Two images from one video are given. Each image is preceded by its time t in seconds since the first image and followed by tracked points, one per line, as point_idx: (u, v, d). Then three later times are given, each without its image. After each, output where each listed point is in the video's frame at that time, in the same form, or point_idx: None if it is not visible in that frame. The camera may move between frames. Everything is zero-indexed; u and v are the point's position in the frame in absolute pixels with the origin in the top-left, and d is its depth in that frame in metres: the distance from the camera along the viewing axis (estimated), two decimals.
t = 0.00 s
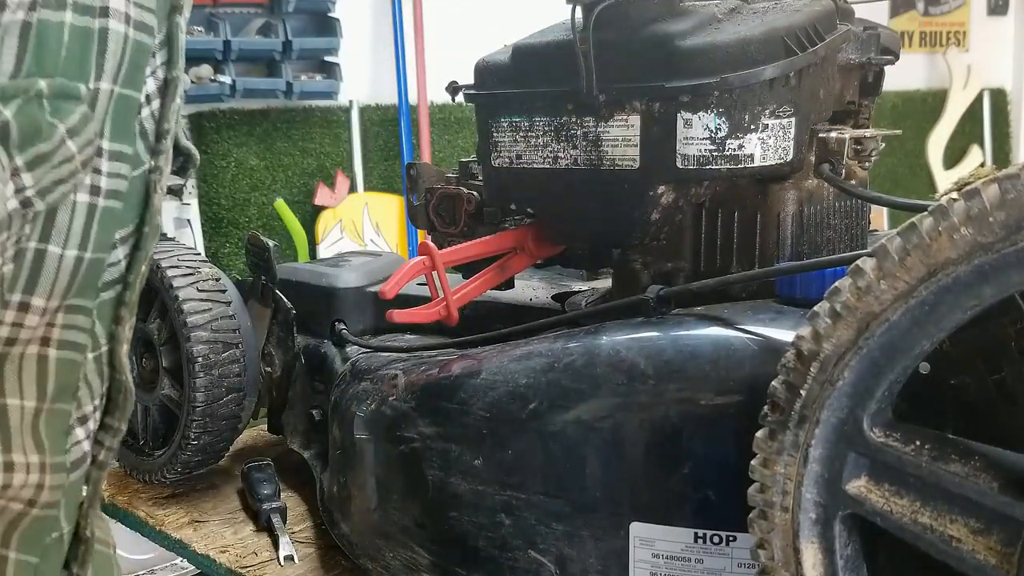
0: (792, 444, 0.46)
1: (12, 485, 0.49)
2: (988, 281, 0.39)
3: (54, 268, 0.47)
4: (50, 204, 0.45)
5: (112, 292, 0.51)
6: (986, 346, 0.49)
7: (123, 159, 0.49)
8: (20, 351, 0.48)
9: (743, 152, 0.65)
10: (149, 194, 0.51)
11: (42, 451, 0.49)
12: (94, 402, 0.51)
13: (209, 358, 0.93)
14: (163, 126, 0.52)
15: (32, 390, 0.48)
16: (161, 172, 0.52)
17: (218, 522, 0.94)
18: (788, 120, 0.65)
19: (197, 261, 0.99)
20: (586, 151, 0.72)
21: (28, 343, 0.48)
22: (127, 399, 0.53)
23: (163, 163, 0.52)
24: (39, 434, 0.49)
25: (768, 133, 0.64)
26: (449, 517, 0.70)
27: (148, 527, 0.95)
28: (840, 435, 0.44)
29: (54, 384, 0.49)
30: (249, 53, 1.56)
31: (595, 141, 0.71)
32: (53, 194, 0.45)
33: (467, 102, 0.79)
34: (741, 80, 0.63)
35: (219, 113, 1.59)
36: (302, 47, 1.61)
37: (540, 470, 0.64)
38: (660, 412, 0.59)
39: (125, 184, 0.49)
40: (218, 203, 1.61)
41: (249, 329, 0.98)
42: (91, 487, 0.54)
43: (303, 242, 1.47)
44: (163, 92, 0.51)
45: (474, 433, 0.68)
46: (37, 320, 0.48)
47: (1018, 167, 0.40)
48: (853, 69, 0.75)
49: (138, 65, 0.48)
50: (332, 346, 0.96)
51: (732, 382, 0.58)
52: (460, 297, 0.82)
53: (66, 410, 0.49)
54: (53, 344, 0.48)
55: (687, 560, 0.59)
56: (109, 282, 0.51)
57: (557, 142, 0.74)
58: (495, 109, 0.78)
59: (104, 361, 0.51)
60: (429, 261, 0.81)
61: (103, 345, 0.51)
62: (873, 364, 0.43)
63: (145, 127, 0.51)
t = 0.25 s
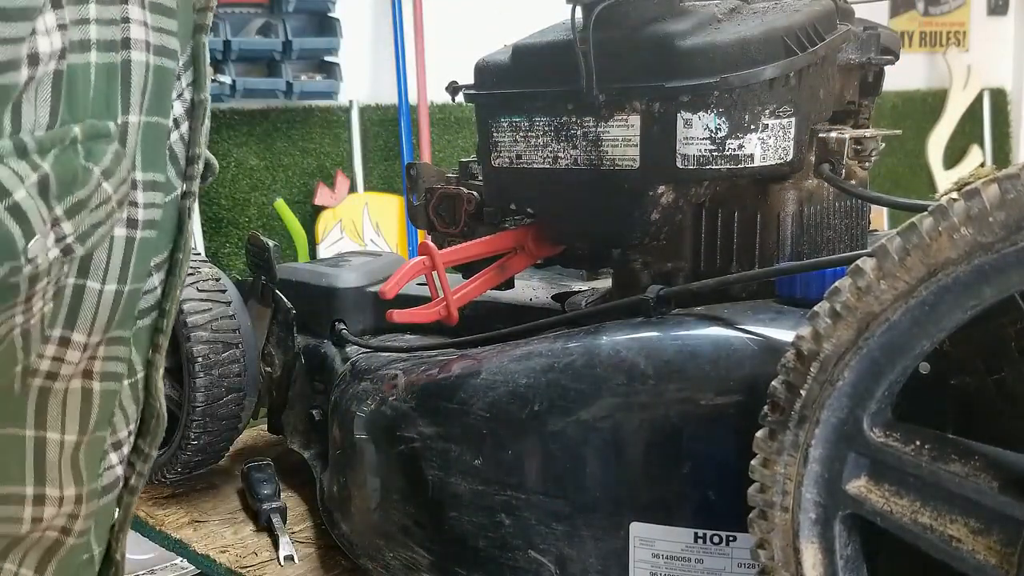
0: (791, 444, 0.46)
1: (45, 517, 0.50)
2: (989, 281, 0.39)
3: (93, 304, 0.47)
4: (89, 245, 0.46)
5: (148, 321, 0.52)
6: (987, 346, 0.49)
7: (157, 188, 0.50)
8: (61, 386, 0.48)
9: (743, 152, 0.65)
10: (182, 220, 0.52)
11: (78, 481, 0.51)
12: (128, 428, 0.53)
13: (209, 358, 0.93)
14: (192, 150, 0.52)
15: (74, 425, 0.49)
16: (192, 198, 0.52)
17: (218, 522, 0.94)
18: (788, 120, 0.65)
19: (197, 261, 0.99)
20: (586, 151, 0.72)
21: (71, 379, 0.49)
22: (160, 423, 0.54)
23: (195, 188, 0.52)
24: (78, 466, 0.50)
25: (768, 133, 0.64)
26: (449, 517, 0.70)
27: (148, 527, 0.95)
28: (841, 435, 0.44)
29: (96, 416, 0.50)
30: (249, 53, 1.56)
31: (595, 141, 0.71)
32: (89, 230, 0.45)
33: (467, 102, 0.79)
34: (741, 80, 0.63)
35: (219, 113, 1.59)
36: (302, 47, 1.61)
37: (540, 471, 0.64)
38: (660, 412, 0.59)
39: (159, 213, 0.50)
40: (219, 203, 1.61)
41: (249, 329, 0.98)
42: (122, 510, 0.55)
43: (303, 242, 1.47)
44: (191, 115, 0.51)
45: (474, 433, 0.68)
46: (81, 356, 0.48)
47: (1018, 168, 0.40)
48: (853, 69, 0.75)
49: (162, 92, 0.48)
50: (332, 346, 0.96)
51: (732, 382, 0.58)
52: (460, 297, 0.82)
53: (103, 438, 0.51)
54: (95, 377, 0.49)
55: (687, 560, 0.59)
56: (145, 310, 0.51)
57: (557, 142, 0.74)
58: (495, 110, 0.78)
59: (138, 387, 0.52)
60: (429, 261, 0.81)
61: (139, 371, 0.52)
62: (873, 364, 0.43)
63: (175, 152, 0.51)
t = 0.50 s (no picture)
0: (791, 444, 0.46)
1: (4, 511, 0.42)
2: (989, 281, 0.39)
3: (48, 270, 0.41)
4: (10, 205, 0.39)
5: (107, 286, 0.45)
6: (987, 346, 0.49)
7: (92, 134, 0.42)
8: (17, 365, 0.41)
9: (743, 152, 0.65)
10: (128, 168, 0.44)
11: (39, 468, 0.43)
12: (99, 405, 0.46)
13: (209, 358, 0.93)
14: (132, 91, 0.44)
15: (31, 403, 0.42)
16: (138, 143, 0.44)
17: (218, 522, 0.94)
18: (789, 120, 0.65)
19: (196, 261, 0.99)
20: (586, 151, 0.72)
21: (27, 355, 0.41)
22: (129, 396, 0.47)
23: (140, 132, 0.44)
24: (42, 449, 0.43)
25: (768, 133, 0.64)
26: (449, 517, 0.70)
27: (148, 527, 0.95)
28: (841, 435, 0.44)
29: (54, 396, 0.43)
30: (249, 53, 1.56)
31: (595, 141, 0.71)
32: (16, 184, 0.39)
33: (467, 102, 0.79)
34: (742, 80, 0.63)
35: (219, 113, 1.59)
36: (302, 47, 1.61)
37: (540, 471, 0.64)
38: (660, 412, 0.59)
39: (100, 165, 0.42)
40: (219, 202, 1.61)
41: (249, 329, 0.98)
42: (99, 495, 0.48)
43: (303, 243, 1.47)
44: (124, 50, 0.43)
45: (474, 433, 0.68)
46: (23, 330, 0.41)
47: (1018, 168, 0.40)
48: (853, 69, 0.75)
49: (88, 22, 0.41)
50: (332, 346, 0.96)
51: (731, 382, 0.58)
52: (460, 297, 0.82)
53: (72, 417, 0.44)
54: (53, 352, 0.42)
55: (687, 560, 0.59)
56: (102, 274, 0.44)
57: (557, 142, 0.74)
58: (495, 110, 0.78)
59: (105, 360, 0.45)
60: (429, 261, 0.81)
61: (104, 344, 0.45)
62: (873, 364, 0.43)
63: (113, 93, 0.43)
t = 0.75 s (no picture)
0: (791, 444, 0.46)
1: None
2: (989, 281, 0.39)
3: None
4: None
5: (38, 240, 0.38)
6: (987, 346, 0.49)
7: None
8: None
9: (743, 152, 0.65)
10: (50, 115, 0.37)
11: None
12: (47, 365, 0.39)
13: (209, 358, 0.93)
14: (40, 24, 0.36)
15: None
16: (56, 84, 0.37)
17: (218, 522, 0.94)
18: (789, 120, 0.65)
19: (197, 261, 0.99)
20: (586, 151, 0.72)
21: None
22: (78, 356, 0.40)
23: (55, 71, 0.36)
24: None
25: (768, 133, 0.64)
26: (449, 517, 0.70)
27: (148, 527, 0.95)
28: (841, 435, 0.44)
29: None
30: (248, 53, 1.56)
31: (595, 141, 0.71)
32: None
33: (467, 102, 0.79)
34: (742, 80, 0.63)
35: (219, 113, 1.59)
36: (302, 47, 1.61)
37: (540, 471, 0.64)
38: (659, 412, 0.59)
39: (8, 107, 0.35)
40: (218, 202, 1.61)
41: (250, 329, 0.98)
42: (55, 460, 0.41)
43: (303, 242, 1.47)
44: None
45: (474, 433, 0.68)
46: None
47: (1018, 168, 0.40)
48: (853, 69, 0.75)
49: None
50: (332, 346, 0.96)
51: (731, 382, 0.58)
52: (460, 297, 0.82)
53: (16, 379, 0.38)
54: None
55: (687, 560, 0.59)
56: (31, 229, 0.37)
57: (557, 141, 0.74)
58: (495, 110, 0.78)
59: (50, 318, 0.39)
60: (429, 261, 0.81)
61: (42, 301, 0.38)
62: (873, 364, 0.43)
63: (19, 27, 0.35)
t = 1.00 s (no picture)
0: (791, 444, 0.46)
1: None
2: (989, 281, 0.39)
3: None
4: None
5: None
6: (987, 346, 0.49)
7: None
8: None
9: (743, 152, 0.65)
10: None
11: None
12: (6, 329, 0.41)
13: (209, 359, 0.93)
14: None
15: None
16: None
17: (217, 522, 0.94)
18: (789, 120, 0.65)
19: (197, 261, 0.99)
20: (586, 151, 0.72)
21: None
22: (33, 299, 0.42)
23: None
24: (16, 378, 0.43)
25: (768, 133, 0.64)
26: (449, 517, 0.70)
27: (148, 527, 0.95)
28: (841, 435, 0.44)
29: None
30: (248, 53, 1.56)
31: (595, 141, 0.71)
32: None
33: (467, 102, 0.79)
34: (741, 79, 0.63)
35: (220, 113, 1.59)
36: (301, 47, 1.61)
37: (540, 471, 0.64)
38: (660, 412, 0.59)
39: None
40: (218, 202, 1.61)
41: (250, 329, 0.98)
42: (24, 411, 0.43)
43: (303, 242, 1.47)
44: None
45: (474, 433, 0.67)
46: None
47: (1018, 168, 0.40)
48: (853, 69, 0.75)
49: None
50: (332, 346, 0.96)
51: (732, 382, 0.58)
52: (460, 297, 0.82)
53: None
54: None
55: (687, 560, 0.59)
56: None
57: (557, 141, 0.74)
58: (495, 109, 0.78)
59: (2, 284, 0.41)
60: (429, 261, 0.81)
61: None
62: (873, 364, 0.43)
63: None
